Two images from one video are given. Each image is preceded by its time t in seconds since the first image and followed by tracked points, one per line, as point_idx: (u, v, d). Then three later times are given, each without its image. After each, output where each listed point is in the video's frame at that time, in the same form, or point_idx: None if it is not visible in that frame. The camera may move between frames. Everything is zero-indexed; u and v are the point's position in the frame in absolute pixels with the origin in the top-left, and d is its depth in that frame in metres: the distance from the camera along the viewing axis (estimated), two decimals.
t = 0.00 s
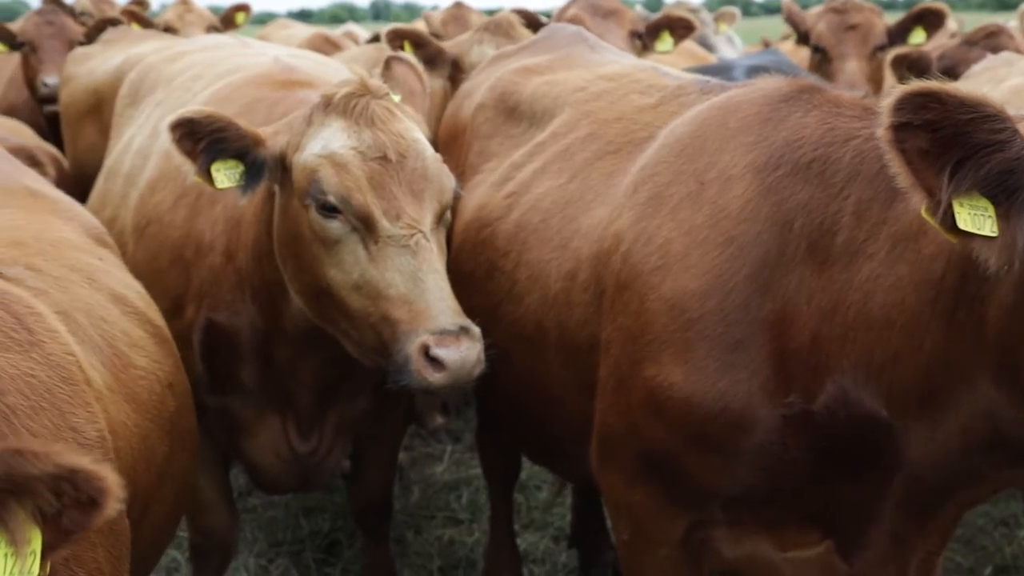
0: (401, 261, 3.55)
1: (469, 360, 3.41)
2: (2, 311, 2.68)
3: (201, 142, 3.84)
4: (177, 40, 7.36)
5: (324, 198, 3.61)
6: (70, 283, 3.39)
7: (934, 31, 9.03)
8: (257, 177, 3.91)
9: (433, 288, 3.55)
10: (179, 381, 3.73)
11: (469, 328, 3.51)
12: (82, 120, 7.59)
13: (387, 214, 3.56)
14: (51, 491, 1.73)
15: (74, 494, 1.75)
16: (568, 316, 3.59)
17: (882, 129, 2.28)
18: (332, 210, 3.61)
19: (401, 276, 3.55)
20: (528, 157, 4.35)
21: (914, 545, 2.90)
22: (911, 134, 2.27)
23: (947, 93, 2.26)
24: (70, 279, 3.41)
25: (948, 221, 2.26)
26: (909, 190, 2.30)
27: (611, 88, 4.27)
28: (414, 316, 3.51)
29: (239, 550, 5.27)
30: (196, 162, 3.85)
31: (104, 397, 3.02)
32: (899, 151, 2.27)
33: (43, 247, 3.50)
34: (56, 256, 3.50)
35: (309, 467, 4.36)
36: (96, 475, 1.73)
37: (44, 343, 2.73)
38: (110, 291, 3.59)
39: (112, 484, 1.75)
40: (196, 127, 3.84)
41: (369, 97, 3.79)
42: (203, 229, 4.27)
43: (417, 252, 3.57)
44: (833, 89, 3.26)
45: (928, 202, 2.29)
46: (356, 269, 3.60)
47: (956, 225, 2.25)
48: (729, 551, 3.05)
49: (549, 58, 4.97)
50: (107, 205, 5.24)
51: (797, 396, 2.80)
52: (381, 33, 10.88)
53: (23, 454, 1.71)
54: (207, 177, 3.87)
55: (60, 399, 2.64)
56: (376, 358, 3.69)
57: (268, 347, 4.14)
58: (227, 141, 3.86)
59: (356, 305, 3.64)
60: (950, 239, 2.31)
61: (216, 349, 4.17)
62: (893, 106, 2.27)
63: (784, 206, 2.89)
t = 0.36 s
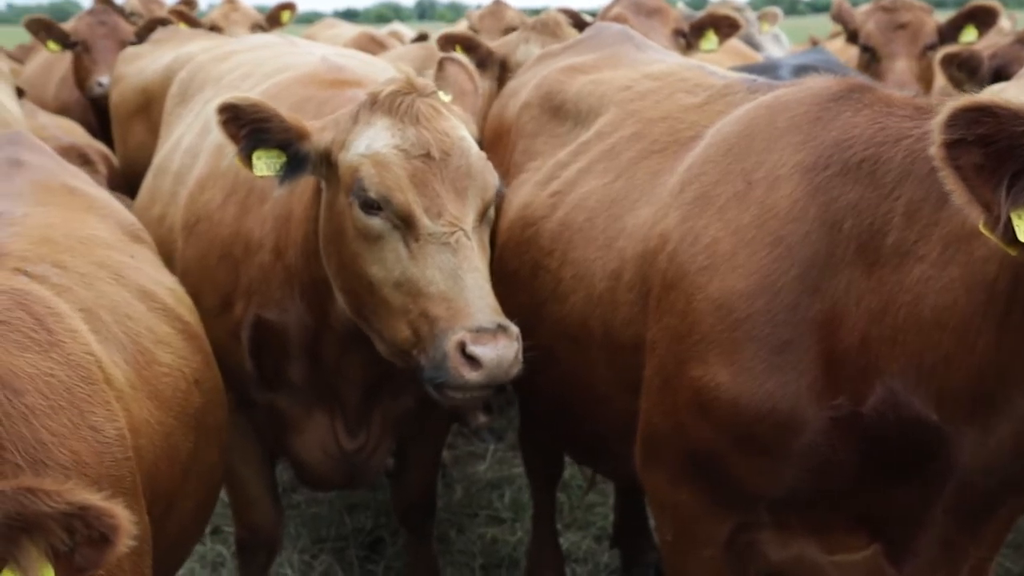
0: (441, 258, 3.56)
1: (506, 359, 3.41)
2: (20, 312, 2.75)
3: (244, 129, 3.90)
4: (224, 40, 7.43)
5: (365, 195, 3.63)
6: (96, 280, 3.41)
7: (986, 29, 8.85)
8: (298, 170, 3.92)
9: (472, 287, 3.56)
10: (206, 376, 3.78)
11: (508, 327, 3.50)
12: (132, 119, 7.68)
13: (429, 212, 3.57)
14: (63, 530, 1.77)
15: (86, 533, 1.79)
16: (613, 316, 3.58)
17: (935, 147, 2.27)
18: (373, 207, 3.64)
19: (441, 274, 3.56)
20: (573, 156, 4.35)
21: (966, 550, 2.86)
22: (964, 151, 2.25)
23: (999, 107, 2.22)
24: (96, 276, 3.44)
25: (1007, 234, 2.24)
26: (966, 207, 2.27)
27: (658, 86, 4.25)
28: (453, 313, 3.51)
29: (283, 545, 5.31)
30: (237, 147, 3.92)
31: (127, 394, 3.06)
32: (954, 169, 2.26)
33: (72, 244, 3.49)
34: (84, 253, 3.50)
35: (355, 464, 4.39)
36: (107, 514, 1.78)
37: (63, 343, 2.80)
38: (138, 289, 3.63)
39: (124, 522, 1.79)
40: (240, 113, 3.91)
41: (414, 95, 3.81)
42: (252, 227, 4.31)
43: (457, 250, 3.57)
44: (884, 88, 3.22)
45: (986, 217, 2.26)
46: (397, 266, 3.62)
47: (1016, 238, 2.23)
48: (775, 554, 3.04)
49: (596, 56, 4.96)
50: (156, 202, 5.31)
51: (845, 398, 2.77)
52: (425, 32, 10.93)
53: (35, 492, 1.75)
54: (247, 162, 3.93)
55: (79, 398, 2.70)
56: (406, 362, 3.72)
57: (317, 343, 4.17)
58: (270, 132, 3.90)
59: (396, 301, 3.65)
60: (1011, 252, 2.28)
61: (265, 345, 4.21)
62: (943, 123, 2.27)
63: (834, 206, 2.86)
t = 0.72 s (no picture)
0: (454, 262, 3.55)
1: (503, 365, 3.36)
2: (52, 308, 2.81)
3: (279, 134, 3.94)
4: (265, 40, 7.47)
5: (385, 193, 3.66)
6: (128, 278, 3.43)
7: None
8: (334, 170, 3.97)
9: (480, 292, 3.52)
10: (236, 374, 3.80)
11: (511, 333, 3.46)
12: (174, 118, 7.75)
13: (445, 214, 3.56)
14: (125, 483, 1.91)
15: (147, 485, 1.93)
16: (653, 316, 3.57)
17: (964, 156, 2.25)
18: (392, 207, 3.66)
19: (452, 277, 3.55)
20: (612, 155, 4.33)
21: (1013, 556, 2.82)
22: (995, 160, 2.23)
23: None
24: (128, 274, 3.46)
25: None
26: (998, 216, 2.23)
27: (698, 85, 4.23)
28: (457, 317, 3.52)
29: (320, 543, 5.33)
30: (274, 152, 3.96)
31: (158, 391, 3.08)
32: (984, 178, 2.24)
33: (105, 242, 3.51)
34: (116, 251, 3.52)
35: (395, 462, 4.40)
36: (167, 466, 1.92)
37: (94, 338, 2.84)
38: (170, 287, 3.65)
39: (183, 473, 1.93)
40: (274, 118, 3.96)
41: (446, 97, 3.82)
42: (293, 226, 4.34)
43: (469, 254, 3.55)
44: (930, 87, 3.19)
45: (1018, 225, 2.22)
46: (412, 266, 3.64)
47: None
48: (816, 558, 3.01)
49: (635, 56, 4.95)
50: (198, 202, 5.35)
51: (889, 402, 2.74)
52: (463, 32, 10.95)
53: (96, 448, 1.90)
54: (284, 166, 3.96)
55: (114, 391, 2.74)
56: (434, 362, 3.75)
57: (358, 341, 4.18)
58: (304, 135, 3.95)
59: (411, 302, 3.68)
60: None
61: (304, 345, 4.23)
62: (972, 132, 2.25)
63: (878, 208, 2.83)
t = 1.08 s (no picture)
0: (484, 255, 3.56)
1: (527, 358, 3.34)
2: (108, 305, 2.86)
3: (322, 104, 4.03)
4: (312, 40, 7.53)
5: (420, 185, 3.70)
6: (176, 278, 3.46)
7: None
8: (368, 154, 4.07)
9: (507, 285, 3.52)
10: (282, 372, 3.85)
11: (537, 328, 3.45)
12: (221, 118, 7.84)
13: (478, 208, 3.58)
14: (210, 442, 2.17)
15: (231, 441, 2.19)
16: (698, 317, 3.56)
17: (981, 159, 2.31)
18: (426, 198, 3.70)
19: (481, 270, 3.55)
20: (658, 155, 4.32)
21: None
22: (1011, 163, 2.30)
23: None
24: (176, 274, 3.50)
25: None
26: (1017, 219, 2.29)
27: (746, 85, 4.21)
28: (484, 310, 3.51)
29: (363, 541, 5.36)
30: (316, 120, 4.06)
31: (208, 387, 3.11)
32: (1003, 180, 2.30)
33: (152, 243, 3.55)
34: (162, 251, 3.56)
35: (439, 461, 4.41)
36: (247, 422, 2.16)
37: (148, 336, 2.88)
38: (216, 287, 3.69)
39: (263, 429, 2.18)
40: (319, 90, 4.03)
41: (486, 92, 3.85)
42: (340, 225, 4.37)
43: (499, 248, 3.56)
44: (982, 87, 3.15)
45: None
46: (444, 259, 3.65)
47: None
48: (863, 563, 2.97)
49: (682, 55, 4.93)
50: (246, 201, 5.41)
51: (936, 406, 2.71)
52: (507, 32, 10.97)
53: (180, 410, 2.14)
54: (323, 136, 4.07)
55: (169, 387, 2.78)
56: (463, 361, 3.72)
57: (403, 340, 4.21)
58: (344, 113, 4.03)
59: (442, 294, 3.67)
60: None
61: (351, 343, 4.27)
62: (989, 135, 2.31)
63: (928, 209, 2.80)
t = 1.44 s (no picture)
0: (509, 261, 3.58)
1: (543, 368, 3.35)
2: (166, 301, 2.89)
3: (361, 136, 4.04)
4: (358, 40, 7.57)
5: (451, 188, 3.74)
6: (224, 278, 3.50)
7: None
8: (416, 169, 4.08)
9: (529, 293, 3.54)
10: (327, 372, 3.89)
11: (556, 337, 3.47)
12: (268, 118, 7.91)
13: (506, 212, 3.60)
14: (320, 413, 2.32)
15: (341, 412, 2.35)
16: (742, 318, 3.54)
17: (978, 176, 2.33)
18: (456, 201, 3.74)
19: (506, 275, 3.58)
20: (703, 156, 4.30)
21: None
22: (1008, 178, 2.32)
23: None
24: (224, 275, 3.53)
25: None
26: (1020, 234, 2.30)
27: (792, 85, 4.17)
28: (505, 316, 3.55)
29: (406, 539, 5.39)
30: (359, 154, 4.06)
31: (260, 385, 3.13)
32: (1002, 195, 2.32)
33: (199, 244, 3.59)
34: (210, 252, 3.59)
35: (482, 461, 4.42)
36: (356, 394, 2.34)
37: (205, 332, 2.89)
38: (264, 287, 3.72)
39: (371, 400, 2.35)
40: (354, 122, 4.03)
41: (522, 95, 3.86)
42: (384, 225, 4.40)
43: (524, 253, 3.57)
44: None
45: None
46: (473, 262, 3.69)
47: None
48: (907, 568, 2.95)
49: (727, 55, 4.91)
50: (292, 200, 5.46)
51: (983, 411, 2.66)
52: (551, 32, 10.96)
53: (293, 383, 2.30)
54: (369, 168, 4.07)
55: (226, 382, 2.80)
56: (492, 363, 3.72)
57: (446, 340, 4.22)
58: (384, 135, 4.04)
59: (471, 298, 3.73)
60: None
61: (394, 341, 4.30)
62: (985, 152, 2.33)
63: (975, 211, 2.75)
